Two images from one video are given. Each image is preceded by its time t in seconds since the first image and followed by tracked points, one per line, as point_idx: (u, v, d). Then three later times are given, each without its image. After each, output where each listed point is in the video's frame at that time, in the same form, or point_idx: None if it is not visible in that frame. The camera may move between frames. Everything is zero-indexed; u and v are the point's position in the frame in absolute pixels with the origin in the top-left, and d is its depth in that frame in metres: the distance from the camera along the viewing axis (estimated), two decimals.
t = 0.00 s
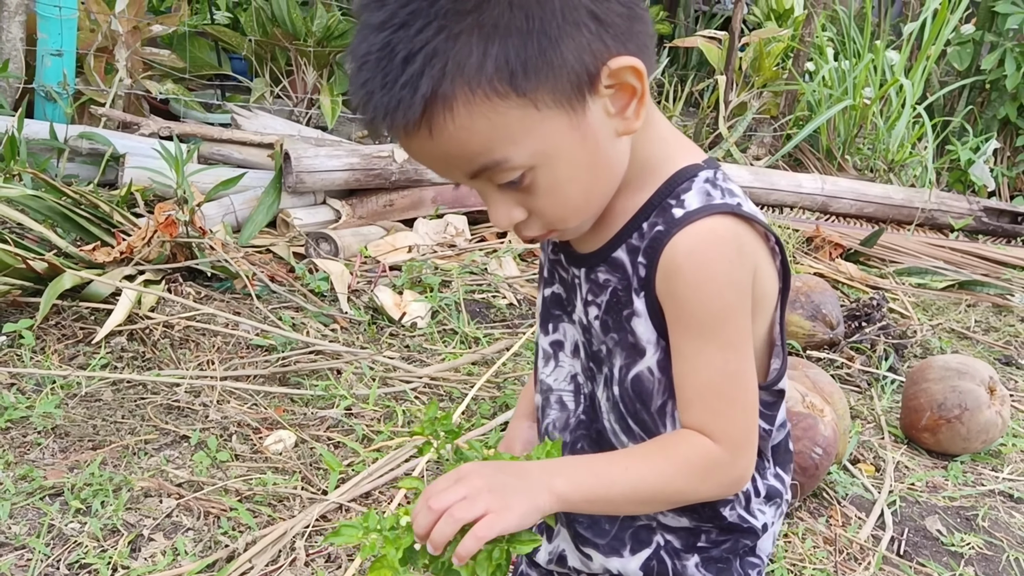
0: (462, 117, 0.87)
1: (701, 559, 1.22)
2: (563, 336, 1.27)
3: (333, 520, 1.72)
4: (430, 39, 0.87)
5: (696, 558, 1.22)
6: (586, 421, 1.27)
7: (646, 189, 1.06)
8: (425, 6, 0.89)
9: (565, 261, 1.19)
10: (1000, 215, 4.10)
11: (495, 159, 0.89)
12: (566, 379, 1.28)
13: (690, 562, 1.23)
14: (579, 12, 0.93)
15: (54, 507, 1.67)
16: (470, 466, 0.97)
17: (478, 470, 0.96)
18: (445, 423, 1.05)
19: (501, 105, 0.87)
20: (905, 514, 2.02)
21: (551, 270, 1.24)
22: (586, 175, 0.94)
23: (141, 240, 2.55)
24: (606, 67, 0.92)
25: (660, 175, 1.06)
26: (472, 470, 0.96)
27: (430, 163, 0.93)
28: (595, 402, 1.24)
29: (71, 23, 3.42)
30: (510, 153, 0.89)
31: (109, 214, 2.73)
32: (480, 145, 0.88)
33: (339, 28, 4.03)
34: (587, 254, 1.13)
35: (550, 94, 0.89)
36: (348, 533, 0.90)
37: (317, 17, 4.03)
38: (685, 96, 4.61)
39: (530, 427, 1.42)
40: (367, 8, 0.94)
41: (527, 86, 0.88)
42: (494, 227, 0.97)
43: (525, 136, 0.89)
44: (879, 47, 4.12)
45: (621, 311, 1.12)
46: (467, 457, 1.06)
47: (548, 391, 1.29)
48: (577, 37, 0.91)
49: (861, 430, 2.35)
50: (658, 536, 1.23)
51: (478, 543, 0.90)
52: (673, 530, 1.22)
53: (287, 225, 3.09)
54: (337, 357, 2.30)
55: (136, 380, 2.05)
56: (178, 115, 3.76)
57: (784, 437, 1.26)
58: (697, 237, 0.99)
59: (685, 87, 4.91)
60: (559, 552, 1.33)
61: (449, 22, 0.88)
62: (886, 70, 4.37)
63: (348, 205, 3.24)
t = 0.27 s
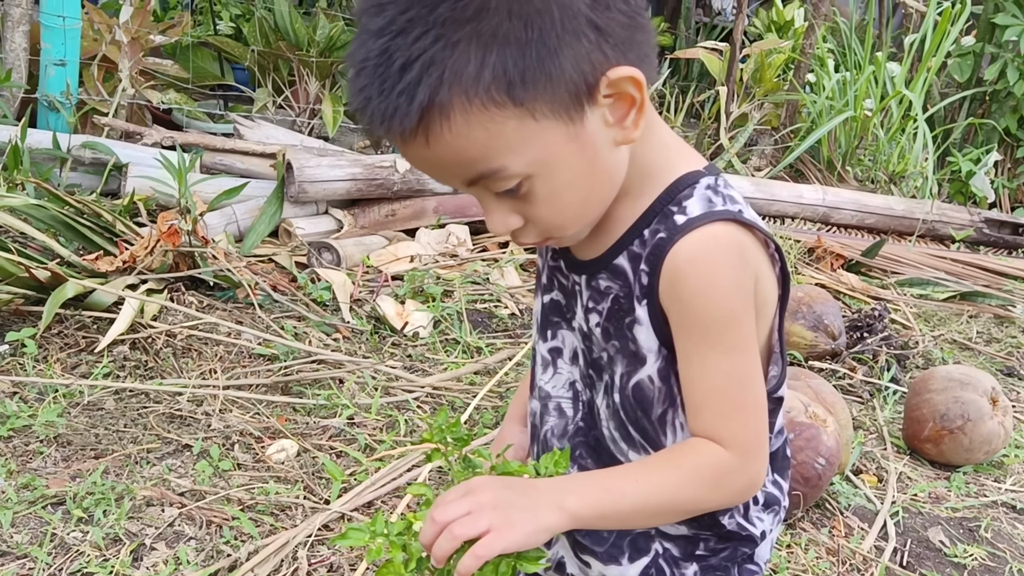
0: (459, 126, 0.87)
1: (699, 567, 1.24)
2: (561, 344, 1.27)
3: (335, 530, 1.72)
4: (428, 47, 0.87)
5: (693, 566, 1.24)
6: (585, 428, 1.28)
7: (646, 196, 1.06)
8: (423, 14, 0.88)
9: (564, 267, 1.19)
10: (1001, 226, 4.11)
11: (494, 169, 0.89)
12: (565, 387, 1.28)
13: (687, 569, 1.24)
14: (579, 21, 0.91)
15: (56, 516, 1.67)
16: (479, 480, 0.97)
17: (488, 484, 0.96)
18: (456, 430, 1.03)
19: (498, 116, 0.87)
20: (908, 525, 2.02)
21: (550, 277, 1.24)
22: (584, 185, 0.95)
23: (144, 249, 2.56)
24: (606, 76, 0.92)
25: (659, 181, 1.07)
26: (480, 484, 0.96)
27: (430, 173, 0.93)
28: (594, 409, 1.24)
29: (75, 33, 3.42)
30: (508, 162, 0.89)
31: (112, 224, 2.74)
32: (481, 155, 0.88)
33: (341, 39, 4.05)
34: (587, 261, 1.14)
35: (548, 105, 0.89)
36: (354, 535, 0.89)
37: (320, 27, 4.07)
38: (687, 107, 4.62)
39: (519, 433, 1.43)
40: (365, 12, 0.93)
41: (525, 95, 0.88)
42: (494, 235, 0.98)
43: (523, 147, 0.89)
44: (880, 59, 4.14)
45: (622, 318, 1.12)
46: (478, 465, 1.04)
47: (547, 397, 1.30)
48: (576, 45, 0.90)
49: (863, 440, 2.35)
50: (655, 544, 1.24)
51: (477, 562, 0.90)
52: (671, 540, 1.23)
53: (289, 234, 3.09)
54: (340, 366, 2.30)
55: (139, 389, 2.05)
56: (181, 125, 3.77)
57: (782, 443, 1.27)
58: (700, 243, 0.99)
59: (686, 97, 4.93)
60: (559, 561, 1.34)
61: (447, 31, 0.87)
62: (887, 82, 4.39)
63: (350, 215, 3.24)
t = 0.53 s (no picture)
0: (444, 163, 0.87)
1: None
2: (554, 364, 1.28)
3: (333, 542, 1.72)
4: (409, 88, 0.87)
5: None
6: (578, 447, 1.29)
7: (635, 217, 1.07)
8: (403, 55, 0.88)
9: (556, 288, 1.20)
10: (999, 237, 4.12)
11: (482, 201, 0.90)
12: (558, 406, 1.29)
13: None
14: (558, 53, 0.91)
15: (53, 528, 1.67)
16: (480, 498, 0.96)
17: (489, 504, 0.94)
18: (456, 446, 1.03)
19: (482, 152, 0.88)
20: (905, 537, 2.02)
21: (542, 298, 1.25)
22: (572, 212, 0.96)
23: (142, 259, 2.56)
24: (588, 105, 0.92)
25: (648, 202, 1.07)
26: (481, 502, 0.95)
27: (421, 208, 0.95)
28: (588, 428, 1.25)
29: (75, 43, 3.44)
30: (496, 196, 0.90)
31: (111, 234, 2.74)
32: (466, 190, 0.89)
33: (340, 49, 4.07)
34: (579, 281, 1.14)
35: (531, 138, 0.89)
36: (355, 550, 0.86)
37: (319, 38, 4.12)
38: (685, 117, 4.64)
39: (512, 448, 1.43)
40: (345, 52, 0.92)
41: (508, 130, 0.88)
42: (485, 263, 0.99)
43: (508, 179, 0.90)
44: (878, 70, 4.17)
45: (615, 339, 1.13)
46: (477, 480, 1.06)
47: (540, 417, 1.31)
48: (556, 77, 0.90)
49: (861, 452, 2.35)
50: (650, 560, 1.24)
51: None
52: (666, 556, 1.23)
53: (287, 244, 3.09)
54: (338, 377, 2.31)
55: (136, 400, 2.05)
56: (180, 135, 3.78)
57: (774, 456, 1.28)
58: (691, 263, 1.00)
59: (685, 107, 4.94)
60: None
61: (428, 72, 0.87)
62: (884, 93, 4.41)
63: (349, 225, 3.25)
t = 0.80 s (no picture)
0: (447, 185, 0.87)
1: None
2: (555, 375, 1.27)
3: (334, 550, 1.72)
4: (410, 114, 0.86)
5: None
6: (579, 459, 1.29)
7: (638, 227, 1.07)
8: (403, 80, 0.87)
9: (558, 298, 1.19)
10: (1000, 247, 4.13)
11: (488, 221, 0.90)
12: (559, 418, 1.29)
13: None
14: (559, 72, 0.91)
15: (54, 536, 1.66)
16: (479, 517, 0.98)
17: (487, 526, 0.96)
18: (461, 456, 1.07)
19: (486, 171, 0.88)
20: (908, 547, 2.02)
21: (543, 308, 1.24)
22: (576, 227, 0.96)
23: (144, 267, 2.56)
24: (590, 122, 0.93)
25: (650, 211, 1.07)
26: (480, 521, 0.97)
27: (424, 229, 0.95)
28: (590, 439, 1.25)
29: (78, 51, 3.43)
30: (501, 216, 0.90)
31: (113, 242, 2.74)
32: (471, 211, 0.89)
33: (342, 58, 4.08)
34: (582, 292, 1.14)
35: (535, 157, 0.89)
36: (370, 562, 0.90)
37: (321, 47, 4.14)
38: (686, 126, 4.65)
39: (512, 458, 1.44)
40: (342, 79, 0.92)
41: (511, 151, 0.88)
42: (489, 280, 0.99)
43: (513, 198, 0.90)
44: (878, 79, 4.18)
45: (621, 347, 1.13)
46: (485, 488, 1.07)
47: (542, 429, 1.30)
48: (557, 95, 0.91)
49: (863, 462, 2.35)
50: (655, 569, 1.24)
51: None
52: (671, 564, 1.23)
53: (289, 252, 3.09)
54: (340, 385, 2.30)
55: (138, 409, 2.04)
56: (183, 143, 3.78)
57: (777, 463, 1.28)
58: (697, 268, 1.00)
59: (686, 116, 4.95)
60: None
61: (429, 96, 0.87)
62: (884, 102, 4.42)
63: (351, 233, 3.25)
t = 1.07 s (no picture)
0: (450, 194, 0.88)
1: None
2: (552, 380, 1.27)
3: (335, 559, 1.72)
4: (412, 124, 0.87)
5: None
6: (577, 463, 1.29)
7: (637, 230, 1.07)
8: (405, 89, 0.88)
9: (555, 302, 1.20)
10: (999, 257, 4.14)
11: (487, 227, 0.90)
12: (557, 423, 1.29)
13: None
14: (560, 80, 0.92)
15: (54, 544, 1.66)
16: (464, 524, 0.97)
17: (473, 533, 0.95)
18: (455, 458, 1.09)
19: (487, 179, 0.88)
20: (908, 557, 2.02)
21: (540, 313, 1.25)
22: (575, 233, 0.97)
23: (144, 275, 2.56)
24: (590, 130, 0.93)
25: (649, 214, 1.08)
26: (465, 527, 0.96)
27: (423, 237, 0.95)
28: (587, 443, 1.25)
29: (79, 60, 3.44)
30: (499, 223, 0.90)
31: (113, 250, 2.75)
32: (470, 219, 0.90)
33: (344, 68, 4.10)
34: (580, 295, 1.14)
35: (536, 165, 0.90)
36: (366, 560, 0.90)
37: (323, 56, 4.16)
38: (686, 136, 4.66)
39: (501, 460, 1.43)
40: (344, 87, 0.92)
41: (513, 160, 0.88)
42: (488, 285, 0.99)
43: (513, 205, 0.90)
44: (878, 89, 4.19)
45: (619, 349, 1.13)
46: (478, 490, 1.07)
47: (540, 433, 1.30)
48: (559, 104, 0.91)
49: (863, 471, 2.35)
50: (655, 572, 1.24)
51: None
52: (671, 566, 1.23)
53: (290, 260, 3.09)
54: (340, 393, 2.31)
55: (139, 417, 2.05)
56: (184, 151, 3.79)
57: (773, 465, 1.29)
58: (694, 270, 1.00)
59: (686, 126, 4.97)
60: None
61: (431, 106, 0.87)
62: (884, 112, 4.44)
63: (351, 242, 3.25)
